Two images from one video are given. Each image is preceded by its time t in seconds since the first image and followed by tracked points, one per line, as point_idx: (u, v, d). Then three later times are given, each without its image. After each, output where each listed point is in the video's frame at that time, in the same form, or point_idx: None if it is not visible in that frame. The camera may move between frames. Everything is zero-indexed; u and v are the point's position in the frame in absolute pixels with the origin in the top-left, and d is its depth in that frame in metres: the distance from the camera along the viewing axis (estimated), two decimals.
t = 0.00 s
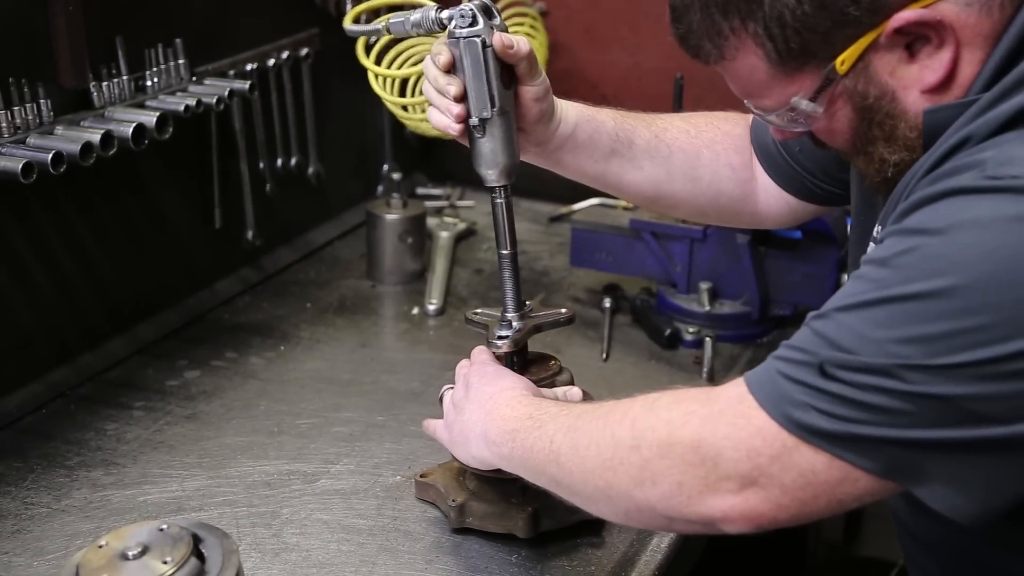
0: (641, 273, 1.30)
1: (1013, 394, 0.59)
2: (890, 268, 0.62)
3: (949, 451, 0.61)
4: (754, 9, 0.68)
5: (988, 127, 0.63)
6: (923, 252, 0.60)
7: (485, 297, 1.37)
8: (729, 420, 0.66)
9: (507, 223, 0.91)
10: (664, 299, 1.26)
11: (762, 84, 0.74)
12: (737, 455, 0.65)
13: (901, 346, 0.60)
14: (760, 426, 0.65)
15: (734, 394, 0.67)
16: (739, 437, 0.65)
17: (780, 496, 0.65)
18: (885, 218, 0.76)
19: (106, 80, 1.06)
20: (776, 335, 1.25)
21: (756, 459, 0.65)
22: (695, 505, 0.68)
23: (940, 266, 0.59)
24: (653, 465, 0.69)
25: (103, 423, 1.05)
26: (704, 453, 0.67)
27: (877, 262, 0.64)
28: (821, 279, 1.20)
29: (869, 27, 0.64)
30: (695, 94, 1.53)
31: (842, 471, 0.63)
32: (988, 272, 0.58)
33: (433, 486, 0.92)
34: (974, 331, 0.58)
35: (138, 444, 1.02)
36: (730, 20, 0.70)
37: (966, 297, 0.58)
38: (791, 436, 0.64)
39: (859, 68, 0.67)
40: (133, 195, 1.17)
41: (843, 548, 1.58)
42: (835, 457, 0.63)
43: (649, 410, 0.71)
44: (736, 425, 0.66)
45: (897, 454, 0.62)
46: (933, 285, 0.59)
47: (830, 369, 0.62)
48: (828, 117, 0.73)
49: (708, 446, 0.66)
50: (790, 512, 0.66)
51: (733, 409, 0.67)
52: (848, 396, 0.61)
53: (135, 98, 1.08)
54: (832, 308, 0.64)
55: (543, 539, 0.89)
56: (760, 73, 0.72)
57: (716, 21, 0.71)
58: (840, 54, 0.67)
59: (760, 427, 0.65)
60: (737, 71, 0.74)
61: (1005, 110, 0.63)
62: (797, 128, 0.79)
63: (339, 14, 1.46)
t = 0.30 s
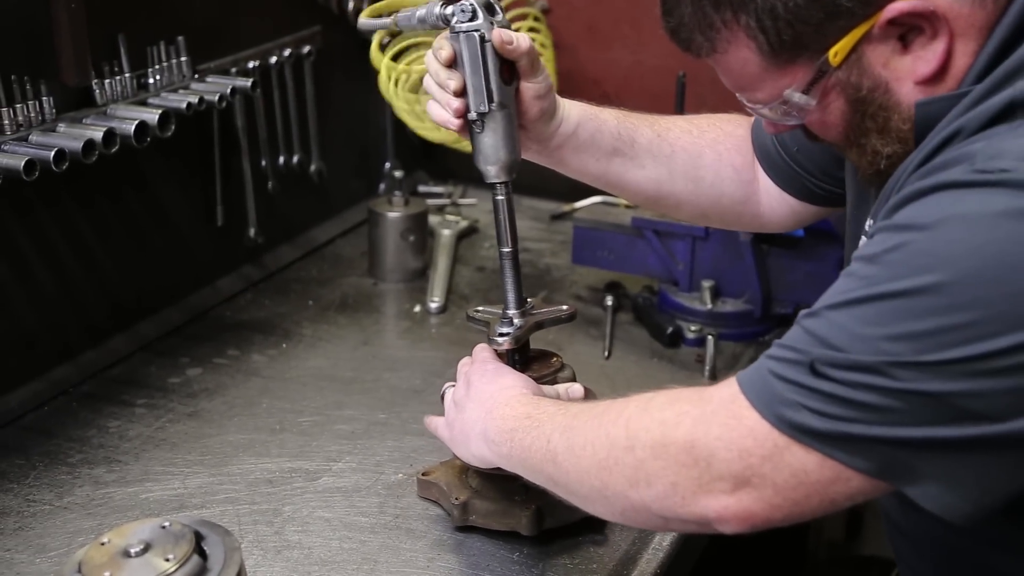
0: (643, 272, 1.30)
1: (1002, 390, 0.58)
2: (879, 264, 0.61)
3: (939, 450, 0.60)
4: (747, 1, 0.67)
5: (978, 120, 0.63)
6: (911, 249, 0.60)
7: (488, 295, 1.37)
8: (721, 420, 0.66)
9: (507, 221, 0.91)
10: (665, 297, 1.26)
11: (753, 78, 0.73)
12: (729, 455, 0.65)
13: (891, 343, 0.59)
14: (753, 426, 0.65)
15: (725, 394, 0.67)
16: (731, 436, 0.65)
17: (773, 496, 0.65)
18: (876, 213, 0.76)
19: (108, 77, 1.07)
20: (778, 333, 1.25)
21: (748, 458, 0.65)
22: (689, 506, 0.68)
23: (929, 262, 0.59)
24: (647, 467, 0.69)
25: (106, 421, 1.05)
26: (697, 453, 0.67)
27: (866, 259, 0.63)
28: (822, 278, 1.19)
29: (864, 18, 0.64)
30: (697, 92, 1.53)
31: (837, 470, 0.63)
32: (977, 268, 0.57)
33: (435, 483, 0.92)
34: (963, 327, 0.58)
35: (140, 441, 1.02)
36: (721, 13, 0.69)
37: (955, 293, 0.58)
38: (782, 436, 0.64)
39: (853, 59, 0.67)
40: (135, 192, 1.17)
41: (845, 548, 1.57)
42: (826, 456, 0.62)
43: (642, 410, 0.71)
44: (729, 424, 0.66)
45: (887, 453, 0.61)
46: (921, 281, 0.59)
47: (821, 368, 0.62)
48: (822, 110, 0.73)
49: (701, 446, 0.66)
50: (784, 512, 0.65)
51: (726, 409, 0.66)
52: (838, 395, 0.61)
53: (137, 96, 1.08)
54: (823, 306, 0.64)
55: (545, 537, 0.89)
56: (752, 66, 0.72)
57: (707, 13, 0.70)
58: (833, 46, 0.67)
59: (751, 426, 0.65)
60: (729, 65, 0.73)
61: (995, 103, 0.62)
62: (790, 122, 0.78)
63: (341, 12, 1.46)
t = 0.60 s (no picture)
0: (647, 271, 1.30)
1: (982, 383, 0.57)
2: (859, 254, 0.61)
3: (919, 447, 0.60)
4: None
5: (965, 102, 0.63)
6: (891, 238, 0.59)
7: (490, 294, 1.36)
8: (707, 417, 0.66)
9: (510, 222, 0.91)
10: (669, 296, 1.26)
11: (741, 59, 0.72)
12: (716, 452, 0.65)
13: (871, 335, 0.59)
14: (737, 422, 0.64)
15: (711, 392, 0.67)
16: (717, 433, 0.65)
17: (760, 493, 0.64)
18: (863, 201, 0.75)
19: (112, 76, 1.06)
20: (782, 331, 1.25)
21: (734, 453, 0.64)
22: (679, 503, 0.68)
23: (908, 252, 0.58)
24: (639, 464, 0.69)
25: (109, 419, 1.05)
26: (685, 451, 0.66)
27: (848, 249, 0.62)
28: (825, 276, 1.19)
29: None
30: (700, 91, 1.53)
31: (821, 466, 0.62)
32: (955, 257, 0.56)
33: (438, 481, 0.92)
34: (942, 318, 0.57)
35: (143, 440, 1.02)
36: None
37: (934, 282, 0.57)
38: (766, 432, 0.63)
39: (840, 38, 0.66)
40: (139, 191, 1.17)
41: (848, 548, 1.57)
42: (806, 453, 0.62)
43: (633, 408, 0.71)
44: (717, 418, 0.65)
45: (868, 450, 0.60)
46: (900, 271, 0.58)
47: (803, 361, 0.61)
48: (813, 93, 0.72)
49: (688, 442, 0.66)
50: (773, 509, 0.65)
51: (711, 407, 0.66)
52: (819, 389, 0.60)
53: (140, 95, 1.08)
54: (806, 297, 0.63)
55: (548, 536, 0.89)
56: (739, 47, 0.70)
57: None
58: (820, 25, 0.65)
59: (736, 423, 0.64)
60: (716, 47, 0.72)
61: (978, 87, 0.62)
62: (780, 103, 0.78)
63: (344, 10, 1.46)
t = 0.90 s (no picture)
0: (650, 269, 1.30)
1: (968, 380, 0.56)
2: (843, 245, 0.59)
3: (903, 446, 0.59)
4: None
5: (959, 86, 0.60)
6: (876, 230, 0.57)
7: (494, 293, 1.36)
8: (689, 413, 0.65)
9: (514, 218, 0.91)
10: (674, 295, 1.25)
11: (732, 33, 0.70)
12: (698, 449, 0.64)
13: (856, 330, 0.57)
14: (720, 419, 0.63)
15: (693, 388, 0.66)
16: (700, 430, 0.64)
17: (744, 491, 0.64)
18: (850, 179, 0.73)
19: (116, 74, 1.07)
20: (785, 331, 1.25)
21: (718, 450, 0.63)
22: (663, 498, 0.67)
23: (893, 245, 0.56)
24: (623, 458, 0.68)
25: (113, 417, 1.06)
26: (669, 446, 0.66)
27: (831, 239, 0.61)
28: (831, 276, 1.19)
29: None
30: (704, 90, 1.53)
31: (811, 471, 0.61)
32: (942, 250, 0.55)
33: (441, 483, 0.92)
34: (927, 314, 0.55)
35: (148, 438, 1.02)
36: None
37: (920, 277, 0.55)
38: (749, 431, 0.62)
39: (830, 16, 0.62)
40: (143, 188, 1.17)
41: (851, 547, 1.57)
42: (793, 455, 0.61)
43: (617, 401, 0.70)
44: (702, 413, 0.64)
45: (853, 451, 0.59)
46: (887, 264, 0.56)
47: (788, 356, 0.60)
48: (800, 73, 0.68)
49: (672, 440, 0.65)
50: (756, 505, 0.64)
51: (694, 401, 0.65)
52: (805, 385, 0.59)
53: (145, 93, 1.08)
54: (792, 289, 0.62)
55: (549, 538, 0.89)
56: (729, 20, 0.69)
57: None
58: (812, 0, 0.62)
59: (717, 420, 0.63)
60: (708, 20, 0.71)
61: (971, 71, 0.60)
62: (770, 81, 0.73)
63: (348, 9, 1.46)
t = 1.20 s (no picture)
0: (653, 269, 1.30)
1: (982, 352, 0.55)
2: (859, 207, 0.58)
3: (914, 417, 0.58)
4: None
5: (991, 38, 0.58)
6: (894, 191, 0.56)
7: (497, 292, 1.36)
8: (700, 391, 0.63)
9: (521, 219, 0.90)
10: (675, 294, 1.26)
11: None
12: (711, 426, 0.63)
13: (872, 296, 0.56)
14: (733, 395, 0.62)
15: (701, 369, 0.64)
16: (711, 407, 0.62)
17: (759, 466, 0.62)
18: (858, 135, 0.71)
19: (120, 73, 1.07)
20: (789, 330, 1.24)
21: (731, 427, 0.62)
22: (681, 477, 0.66)
23: (911, 208, 0.55)
24: (640, 442, 0.67)
25: (116, 416, 1.06)
26: (682, 424, 0.64)
27: (846, 201, 0.59)
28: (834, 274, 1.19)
29: None
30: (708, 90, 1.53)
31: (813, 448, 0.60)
32: (962, 215, 0.53)
33: (444, 482, 0.92)
34: (944, 282, 0.54)
35: (151, 436, 1.02)
36: None
37: (938, 243, 0.54)
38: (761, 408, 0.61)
39: None
40: (146, 187, 1.17)
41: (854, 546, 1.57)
42: (797, 430, 0.60)
43: (629, 386, 0.70)
44: (713, 392, 0.63)
45: (863, 427, 0.58)
46: (905, 228, 0.55)
47: (803, 325, 0.58)
48: None
49: (686, 418, 0.64)
50: (772, 480, 0.62)
51: (704, 380, 0.64)
52: (818, 355, 0.58)
53: (148, 91, 1.08)
54: (807, 253, 0.60)
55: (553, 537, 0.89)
56: None
57: None
58: None
59: (729, 399, 0.62)
60: None
61: (1001, 26, 0.58)
62: None
63: (350, 7, 1.46)
